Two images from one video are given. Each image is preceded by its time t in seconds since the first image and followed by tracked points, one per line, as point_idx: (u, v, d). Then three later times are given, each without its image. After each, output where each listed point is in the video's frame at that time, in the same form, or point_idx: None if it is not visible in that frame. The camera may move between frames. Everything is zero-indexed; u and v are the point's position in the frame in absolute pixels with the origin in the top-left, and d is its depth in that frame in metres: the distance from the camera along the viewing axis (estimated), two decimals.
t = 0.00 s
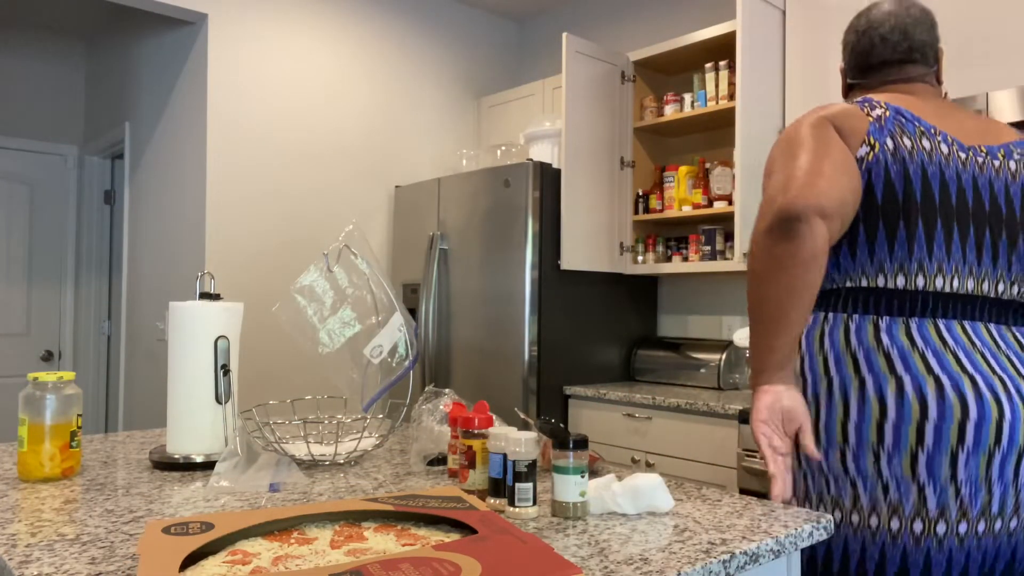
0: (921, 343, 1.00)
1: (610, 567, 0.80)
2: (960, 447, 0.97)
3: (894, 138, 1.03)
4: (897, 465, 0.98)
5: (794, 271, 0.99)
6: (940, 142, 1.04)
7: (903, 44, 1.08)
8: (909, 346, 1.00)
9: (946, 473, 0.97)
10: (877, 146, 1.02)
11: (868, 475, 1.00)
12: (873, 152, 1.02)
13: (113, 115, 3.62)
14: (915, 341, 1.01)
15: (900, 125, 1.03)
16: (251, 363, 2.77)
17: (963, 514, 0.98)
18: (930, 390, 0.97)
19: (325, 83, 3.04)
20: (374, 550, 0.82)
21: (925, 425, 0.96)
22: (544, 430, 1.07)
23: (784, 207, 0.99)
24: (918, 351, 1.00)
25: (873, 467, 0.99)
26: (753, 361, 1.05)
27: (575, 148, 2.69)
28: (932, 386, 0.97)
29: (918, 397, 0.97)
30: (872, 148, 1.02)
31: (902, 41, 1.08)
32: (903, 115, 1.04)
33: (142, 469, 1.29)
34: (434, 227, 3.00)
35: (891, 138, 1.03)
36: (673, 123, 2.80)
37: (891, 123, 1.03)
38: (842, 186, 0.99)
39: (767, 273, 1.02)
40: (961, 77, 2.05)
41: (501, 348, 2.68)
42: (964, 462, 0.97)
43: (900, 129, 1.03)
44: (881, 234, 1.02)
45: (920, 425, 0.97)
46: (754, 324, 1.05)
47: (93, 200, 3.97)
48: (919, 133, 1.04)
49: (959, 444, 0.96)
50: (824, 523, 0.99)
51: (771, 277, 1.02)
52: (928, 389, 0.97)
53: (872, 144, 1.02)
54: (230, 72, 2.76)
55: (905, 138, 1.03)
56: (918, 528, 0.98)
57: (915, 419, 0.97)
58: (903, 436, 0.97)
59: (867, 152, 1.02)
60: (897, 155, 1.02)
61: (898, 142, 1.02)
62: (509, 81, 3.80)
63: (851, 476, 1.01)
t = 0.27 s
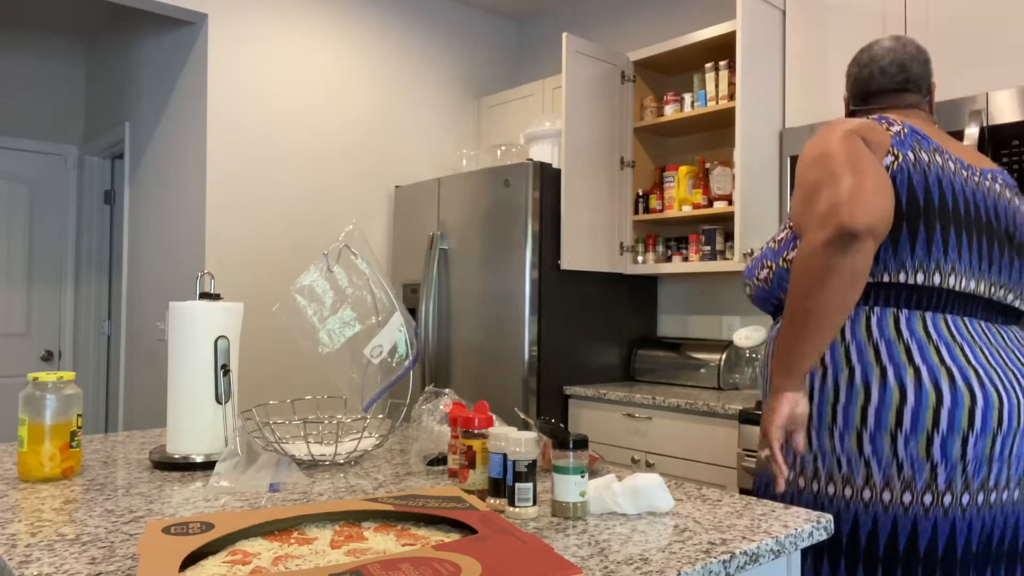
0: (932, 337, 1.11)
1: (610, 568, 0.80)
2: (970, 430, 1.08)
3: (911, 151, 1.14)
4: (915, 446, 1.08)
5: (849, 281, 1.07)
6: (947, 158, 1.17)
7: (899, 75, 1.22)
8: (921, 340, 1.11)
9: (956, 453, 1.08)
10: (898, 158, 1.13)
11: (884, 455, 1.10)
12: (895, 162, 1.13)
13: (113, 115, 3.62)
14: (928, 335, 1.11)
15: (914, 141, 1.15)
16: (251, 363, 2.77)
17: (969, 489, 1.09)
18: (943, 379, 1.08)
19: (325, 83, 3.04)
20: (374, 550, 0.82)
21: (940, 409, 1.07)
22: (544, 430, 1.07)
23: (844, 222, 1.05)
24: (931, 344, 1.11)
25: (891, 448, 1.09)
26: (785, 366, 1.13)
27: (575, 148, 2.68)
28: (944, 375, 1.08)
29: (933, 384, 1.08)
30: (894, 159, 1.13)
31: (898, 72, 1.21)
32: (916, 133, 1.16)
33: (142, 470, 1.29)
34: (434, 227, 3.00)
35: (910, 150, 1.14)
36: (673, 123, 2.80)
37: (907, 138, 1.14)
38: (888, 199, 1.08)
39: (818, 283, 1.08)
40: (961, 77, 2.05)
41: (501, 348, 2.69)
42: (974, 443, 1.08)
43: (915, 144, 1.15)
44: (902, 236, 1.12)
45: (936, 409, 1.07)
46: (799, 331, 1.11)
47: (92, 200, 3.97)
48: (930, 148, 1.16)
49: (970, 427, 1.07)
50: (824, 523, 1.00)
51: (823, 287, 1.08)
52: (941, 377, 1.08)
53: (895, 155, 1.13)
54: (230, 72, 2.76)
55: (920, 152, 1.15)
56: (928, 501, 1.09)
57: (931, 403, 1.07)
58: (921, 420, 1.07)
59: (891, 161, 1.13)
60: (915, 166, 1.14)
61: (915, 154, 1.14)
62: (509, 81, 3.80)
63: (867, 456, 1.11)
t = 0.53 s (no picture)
0: (944, 317, 1.22)
1: (610, 568, 0.80)
2: (983, 399, 1.18)
3: (911, 150, 1.27)
4: (936, 415, 1.18)
5: (857, 256, 1.17)
6: (940, 160, 1.31)
7: (889, 95, 1.38)
8: (935, 318, 1.21)
9: (973, 422, 1.18)
10: (901, 155, 1.25)
11: (906, 426, 1.19)
12: (898, 159, 1.25)
13: (114, 115, 3.62)
14: (940, 314, 1.22)
15: (913, 142, 1.28)
16: (251, 362, 2.77)
17: (982, 456, 1.19)
18: (957, 352, 1.19)
19: (325, 83, 3.04)
20: (374, 550, 0.82)
21: (958, 380, 1.17)
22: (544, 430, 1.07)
23: (854, 202, 1.16)
24: (944, 322, 1.22)
25: (914, 418, 1.18)
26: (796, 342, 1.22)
27: (575, 148, 2.68)
28: (959, 348, 1.19)
29: (950, 357, 1.18)
30: (898, 156, 1.26)
31: (888, 92, 1.37)
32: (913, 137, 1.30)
33: (141, 470, 1.29)
34: (434, 227, 3.00)
35: (911, 149, 1.27)
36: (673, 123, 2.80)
37: (907, 140, 1.27)
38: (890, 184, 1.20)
39: (826, 258, 1.19)
40: (961, 76, 2.05)
41: (501, 348, 2.69)
42: (987, 411, 1.19)
43: (914, 145, 1.28)
44: (908, 224, 1.23)
45: (954, 381, 1.17)
46: (810, 303, 1.20)
47: (93, 200, 3.97)
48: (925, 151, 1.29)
49: (983, 396, 1.18)
50: (824, 523, 1.00)
51: (833, 261, 1.18)
52: (956, 351, 1.19)
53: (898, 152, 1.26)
54: (230, 72, 2.76)
55: (918, 151, 1.28)
56: (946, 467, 1.18)
57: (950, 374, 1.17)
58: (941, 391, 1.17)
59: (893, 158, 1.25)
60: (917, 163, 1.26)
61: (916, 154, 1.27)
62: (509, 81, 3.80)
63: (890, 428, 1.19)
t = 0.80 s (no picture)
0: (937, 312, 1.25)
1: (610, 567, 0.80)
2: (975, 392, 1.21)
3: (907, 153, 1.30)
4: (929, 407, 1.20)
5: (854, 259, 1.20)
6: (935, 164, 1.34)
7: (884, 105, 1.45)
8: (928, 314, 1.24)
9: (965, 413, 1.21)
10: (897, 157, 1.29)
11: (902, 418, 1.21)
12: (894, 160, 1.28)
13: (114, 115, 3.62)
14: (933, 310, 1.25)
15: (909, 146, 1.32)
16: (251, 362, 2.77)
17: (976, 447, 1.21)
18: (950, 346, 1.21)
19: (325, 83, 3.04)
20: (374, 550, 0.82)
21: (951, 374, 1.20)
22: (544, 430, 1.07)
23: (854, 205, 1.19)
24: (937, 317, 1.24)
25: (908, 410, 1.21)
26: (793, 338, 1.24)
27: (575, 148, 2.68)
28: (951, 342, 1.22)
29: (942, 350, 1.21)
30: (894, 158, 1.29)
31: (883, 103, 1.45)
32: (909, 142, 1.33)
33: (141, 470, 1.29)
34: (435, 227, 3.00)
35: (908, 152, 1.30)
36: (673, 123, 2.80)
37: (904, 144, 1.31)
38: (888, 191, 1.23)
39: (825, 258, 1.21)
40: (961, 76, 2.05)
41: (501, 348, 2.69)
42: (979, 403, 1.21)
43: (909, 149, 1.31)
44: (905, 223, 1.26)
45: (947, 374, 1.20)
46: (806, 301, 1.22)
47: (93, 200, 3.96)
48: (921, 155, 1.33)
49: (975, 388, 1.21)
50: (824, 523, 1.00)
51: (830, 262, 1.20)
52: (948, 345, 1.22)
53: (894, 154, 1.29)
54: (230, 72, 2.76)
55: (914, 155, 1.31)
56: (941, 458, 1.20)
57: (942, 367, 1.20)
58: (934, 383, 1.20)
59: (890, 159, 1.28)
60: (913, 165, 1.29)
61: (912, 157, 1.30)
62: (509, 81, 3.80)
63: (886, 420, 1.22)
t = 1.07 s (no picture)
0: (926, 313, 1.26)
1: (610, 567, 0.80)
2: (965, 391, 1.21)
3: (893, 159, 1.32)
4: (917, 407, 1.21)
5: (831, 269, 1.26)
6: (923, 167, 1.35)
7: (874, 110, 1.49)
8: (917, 315, 1.25)
9: (955, 412, 1.21)
10: (882, 163, 1.31)
11: (891, 418, 1.23)
12: (879, 166, 1.31)
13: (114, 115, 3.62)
14: (922, 311, 1.26)
15: (896, 152, 1.33)
16: (251, 362, 2.77)
17: (969, 447, 1.21)
18: (937, 347, 1.22)
19: (325, 83, 3.04)
20: (374, 550, 0.82)
21: (938, 374, 1.21)
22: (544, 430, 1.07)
23: (832, 217, 1.25)
24: (925, 318, 1.25)
25: (897, 410, 1.22)
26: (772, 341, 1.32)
27: (575, 147, 2.68)
28: (938, 343, 1.23)
29: (930, 350, 1.22)
30: (878, 164, 1.31)
31: (873, 108, 1.48)
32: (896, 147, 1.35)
33: (141, 470, 1.29)
34: (434, 227, 3.00)
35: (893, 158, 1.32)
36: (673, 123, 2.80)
37: (889, 150, 1.33)
38: (870, 200, 1.27)
39: (805, 268, 1.28)
40: (961, 76, 2.05)
41: (501, 349, 2.69)
42: (969, 403, 1.21)
43: (896, 155, 1.33)
44: (890, 227, 1.28)
45: (934, 374, 1.21)
46: (786, 310, 1.30)
47: (93, 200, 3.96)
48: (909, 159, 1.34)
49: (964, 387, 1.21)
50: (824, 523, 1.00)
51: (808, 273, 1.27)
52: (936, 346, 1.22)
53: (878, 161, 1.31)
54: (230, 72, 2.76)
55: (901, 160, 1.32)
56: (932, 457, 1.21)
57: (930, 367, 1.21)
58: (922, 384, 1.21)
59: (874, 166, 1.31)
60: (898, 170, 1.31)
61: (899, 162, 1.32)
62: (509, 81, 3.80)
63: (876, 421, 1.24)
